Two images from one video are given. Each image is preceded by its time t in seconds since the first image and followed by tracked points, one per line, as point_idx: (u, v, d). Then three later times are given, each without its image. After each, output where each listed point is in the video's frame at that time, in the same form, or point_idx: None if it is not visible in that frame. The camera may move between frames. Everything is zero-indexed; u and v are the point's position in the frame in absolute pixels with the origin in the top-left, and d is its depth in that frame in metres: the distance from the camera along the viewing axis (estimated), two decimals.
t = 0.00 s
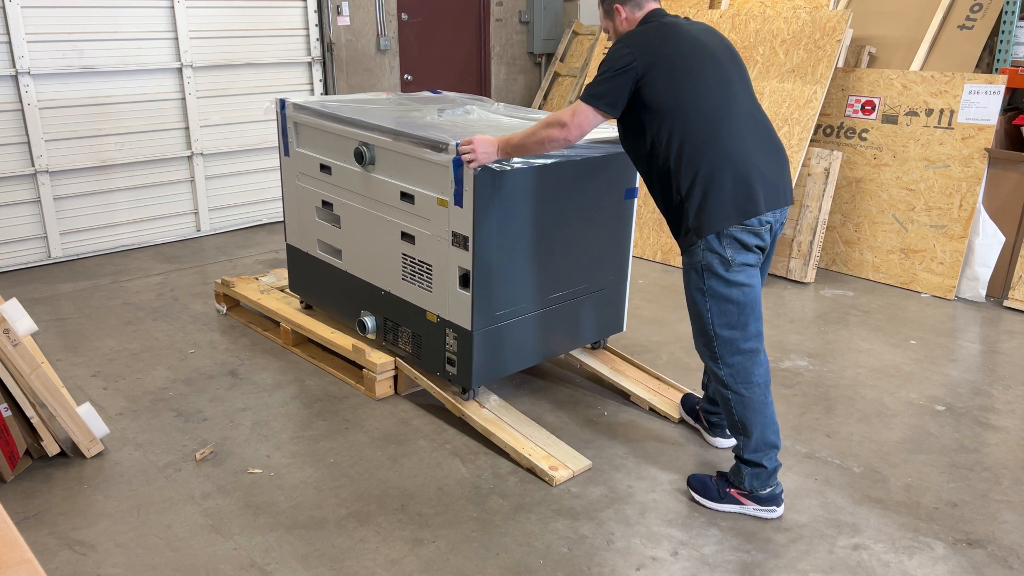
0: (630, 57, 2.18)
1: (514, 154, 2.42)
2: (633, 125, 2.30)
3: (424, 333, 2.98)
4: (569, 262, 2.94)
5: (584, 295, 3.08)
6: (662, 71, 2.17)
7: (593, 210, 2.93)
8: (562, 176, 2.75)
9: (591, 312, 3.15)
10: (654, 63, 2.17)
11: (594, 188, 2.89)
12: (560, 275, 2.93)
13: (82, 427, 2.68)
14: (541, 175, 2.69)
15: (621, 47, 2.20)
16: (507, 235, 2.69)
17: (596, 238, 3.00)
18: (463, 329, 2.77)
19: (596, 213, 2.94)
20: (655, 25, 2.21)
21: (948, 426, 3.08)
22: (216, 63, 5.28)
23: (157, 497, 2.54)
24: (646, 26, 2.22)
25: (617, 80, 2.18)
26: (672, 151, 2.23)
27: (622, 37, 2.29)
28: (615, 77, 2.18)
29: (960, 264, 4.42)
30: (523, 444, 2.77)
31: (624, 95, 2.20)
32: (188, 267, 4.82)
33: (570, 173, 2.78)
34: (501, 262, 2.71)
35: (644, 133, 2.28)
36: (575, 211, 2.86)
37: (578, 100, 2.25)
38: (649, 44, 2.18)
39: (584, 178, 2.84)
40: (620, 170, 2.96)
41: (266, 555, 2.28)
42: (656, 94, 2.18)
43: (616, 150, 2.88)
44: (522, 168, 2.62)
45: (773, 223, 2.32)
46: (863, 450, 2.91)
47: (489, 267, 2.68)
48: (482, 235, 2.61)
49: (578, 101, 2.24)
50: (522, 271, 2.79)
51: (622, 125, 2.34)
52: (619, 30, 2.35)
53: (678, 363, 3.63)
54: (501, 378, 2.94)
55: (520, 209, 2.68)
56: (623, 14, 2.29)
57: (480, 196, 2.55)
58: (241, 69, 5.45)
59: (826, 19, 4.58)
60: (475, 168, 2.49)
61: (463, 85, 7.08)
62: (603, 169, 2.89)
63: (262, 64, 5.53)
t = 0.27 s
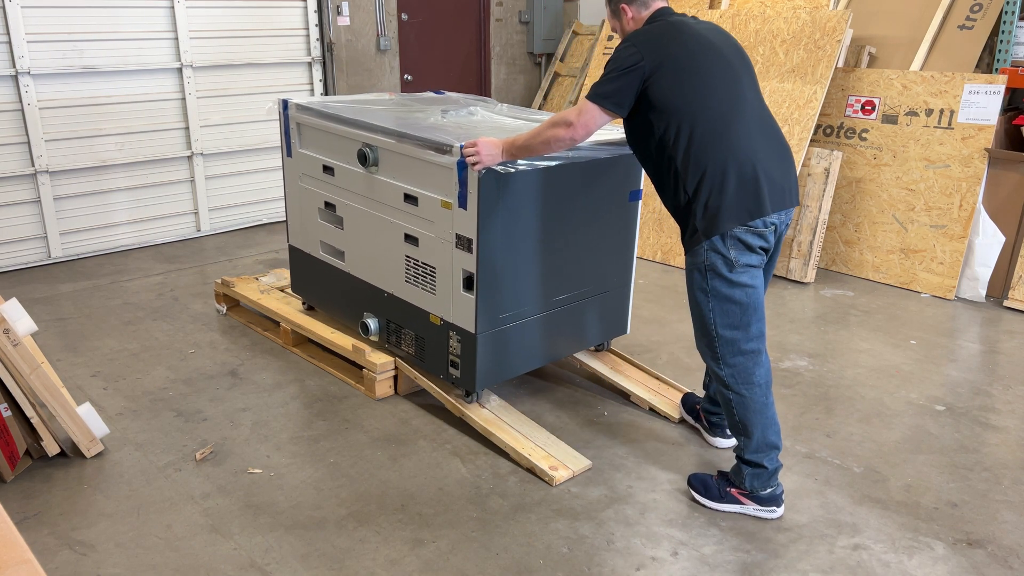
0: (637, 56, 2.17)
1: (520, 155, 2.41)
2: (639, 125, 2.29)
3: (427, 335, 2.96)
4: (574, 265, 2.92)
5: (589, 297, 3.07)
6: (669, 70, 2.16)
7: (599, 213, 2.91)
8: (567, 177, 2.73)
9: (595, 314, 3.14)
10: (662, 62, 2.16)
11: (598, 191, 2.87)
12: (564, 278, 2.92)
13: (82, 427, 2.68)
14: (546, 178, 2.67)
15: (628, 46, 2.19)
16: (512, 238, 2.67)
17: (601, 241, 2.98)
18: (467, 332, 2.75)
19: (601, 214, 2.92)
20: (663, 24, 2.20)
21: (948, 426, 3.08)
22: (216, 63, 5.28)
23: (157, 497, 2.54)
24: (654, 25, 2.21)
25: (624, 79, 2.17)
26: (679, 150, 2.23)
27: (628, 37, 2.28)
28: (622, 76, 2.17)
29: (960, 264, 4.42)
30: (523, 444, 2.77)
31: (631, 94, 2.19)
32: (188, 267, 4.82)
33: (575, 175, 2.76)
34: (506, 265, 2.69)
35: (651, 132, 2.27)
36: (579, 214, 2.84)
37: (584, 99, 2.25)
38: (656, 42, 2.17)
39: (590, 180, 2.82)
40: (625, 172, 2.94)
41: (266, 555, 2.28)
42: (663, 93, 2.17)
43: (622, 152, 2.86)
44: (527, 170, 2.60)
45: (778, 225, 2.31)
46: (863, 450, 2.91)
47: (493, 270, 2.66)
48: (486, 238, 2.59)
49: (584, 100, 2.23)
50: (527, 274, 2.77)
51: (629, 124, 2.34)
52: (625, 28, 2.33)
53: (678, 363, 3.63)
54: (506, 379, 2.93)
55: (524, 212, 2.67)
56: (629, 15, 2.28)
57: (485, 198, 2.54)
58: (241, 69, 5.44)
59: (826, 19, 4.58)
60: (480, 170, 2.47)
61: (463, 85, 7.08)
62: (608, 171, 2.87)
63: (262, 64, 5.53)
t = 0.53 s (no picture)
0: (643, 55, 2.16)
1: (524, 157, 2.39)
2: (643, 123, 2.29)
3: (431, 338, 2.94)
4: (578, 267, 2.90)
5: (594, 299, 3.05)
6: (674, 68, 2.15)
7: (603, 215, 2.89)
8: (572, 179, 2.71)
9: (600, 317, 3.12)
10: (667, 61, 2.15)
11: (603, 193, 2.86)
12: (569, 281, 2.90)
13: (82, 427, 2.68)
14: (551, 180, 2.65)
15: (634, 44, 2.19)
16: (516, 240, 2.65)
17: (605, 244, 2.96)
18: (471, 335, 2.73)
19: (606, 216, 2.90)
20: (669, 22, 2.19)
21: (948, 426, 3.08)
22: (216, 63, 5.28)
23: (157, 497, 2.54)
24: (659, 23, 2.20)
25: (629, 78, 2.17)
26: (682, 149, 2.23)
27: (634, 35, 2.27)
28: (627, 74, 2.17)
29: (960, 264, 4.42)
30: (523, 445, 2.77)
31: (636, 93, 2.19)
32: (188, 267, 4.82)
33: (580, 177, 2.74)
34: (510, 267, 2.67)
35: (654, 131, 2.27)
36: (584, 216, 2.82)
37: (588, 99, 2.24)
38: (661, 41, 2.16)
39: (594, 182, 2.80)
40: (630, 174, 2.92)
41: (266, 555, 2.28)
42: (667, 93, 2.17)
43: (628, 153, 2.84)
44: (533, 172, 2.58)
45: (779, 227, 2.31)
46: (863, 450, 2.91)
47: (498, 272, 2.65)
48: (490, 240, 2.57)
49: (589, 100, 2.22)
50: (531, 276, 2.76)
51: (633, 123, 2.34)
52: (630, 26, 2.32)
53: (678, 363, 3.63)
54: (509, 381, 2.92)
55: (529, 214, 2.65)
56: (635, 12, 2.26)
57: (490, 200, 2.52)
58: (241, 69, 5.44)
59: (826, 19, 4.58)
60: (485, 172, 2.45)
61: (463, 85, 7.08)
62: (613, 172, 2.85)
63: (262, 64, 5.53)
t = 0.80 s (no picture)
0: (648, 54, 2.17)
1: (530, 159, 2.39)
2: (647, 123, 2.29)
3: (434, 340, 2.93)
4: (581, 269, 2.90)
5: (597, 301, 3.04)
6: (679, 68, 2.15)
7: (606, 217, 2.88)
8: (576, 181, 2.71)
9: (603, 318, 3.11)
10: (672, 60, 2.16)
11: (606, 195, 2.85)
12: (572, 283, 2.89)
13: (82, 427, 2.68)
14: (555, 182, 2.65)
15: (640, 44, 2.19)
16: (520, 242, 2.65)
17: (608, 246, 2.95)
18: (475, 338, 2.73)
19: (610, 217, 2.90)
20: (675, 21, 2.19)
21: (948, 426, 3.08)
22: (216, 63, 5.28)
23: (157, 497, 2.54)
24: (665, 22, 2.20)
25: (634, 77, 2.17)
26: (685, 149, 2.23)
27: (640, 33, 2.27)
28: (633, 74, 2.17)
29: (960, 264, 4.42)
30: (523, 445, 2.77)
31: (641, 93, 2.19)
32: (188, 267, 4.82)
33: (584, 178, 2.73)
34: (514, 269, 2.67)
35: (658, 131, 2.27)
36: (587, 218, 2.81)
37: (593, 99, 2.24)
38: (667, 40, 2.17)
39: (598, 184, 2.79)
40: (634, 175, 2.91)
41: (266, 555, 2.28)
42: (672, 92, 2.17)
43: (632, 154, 2.84)
44: (537, 174, 2.58)
45: (780, 228, 2.31)
46: (863, 450, 2.91)
47: (501, 274, 2.64)
48: (494, 242, 2.57)
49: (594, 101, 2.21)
50: (534, 278, 2.75)
51: (638, 122, 2.33)
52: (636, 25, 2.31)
53: (678, 363, 3.63)
54: (512, 383, 2.91)
55: (532, 216, 2.64)
56: (641, 8, 2.26)
57: (494, 202, 2.51)
58: (242, 69, 5.44)
59: (826, 19, 4.59)
60: (489, 175, 2.45)
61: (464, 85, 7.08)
62: (617, 173, 2.84)
63: (262, 64, 5.53)
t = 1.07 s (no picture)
0: (652, 54, 2.16)
1: (532, 160, 2.38)
2: (650, 123, 2.28)
3: (437, 341, 2.93)
4: (584, 271, 2.90)
5: (600, 303, 3.04)
6: (682, 68, 2.14)
7: (609, 219, 2.88)
8: (579, 183, 2.70)
9: (606, 320, 3.11)
10: (675, 61, 2.15)
11: (609, 197, 2.84)
12: (575, 285, 2.89)
13: (82, 427, 2.68)
14: (559, 184, 2.65)
15: (643, 44, 2.18)
16: (523, 244, 2.65)
17: (611, 248, 2.95)
18: (478, 340, 2.73)
19: (613, 220, 2.90)
20: (678, 21, 2.18)
21: (948, 426, 3.08)
22: (217, 63, 5.28)
23: (157, 497, 2.54)
24: (669, 22, 2.19)
25: (638, 78, 2.17)
26: (689, 149, 2.22)
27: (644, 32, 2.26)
28: (637, 74, 2.16)
29: (960, 264, 4.42)
30: (524, 445, 2.77)
31: (644, 93, 2.18)
32: (188, 267, 4.82)
33: (587, 180, 2.73)
34: (517, 271, 2.67)
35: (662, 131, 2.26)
36: (590, 220, 2.81)
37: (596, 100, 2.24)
38: (671, 40, 2.16)
39: (602, 186, 2.79)
40: (637, 177, 2.90)
41: (266, 555, 2.28)
42: (675, 92, 2.16)
43: (636, 156, 2.83)
44: (540, 176, 2.58)
45: (784, 231, 2.30)
46: (863, 449, 2.91)
47: (504, 277, 2.64)
48: (498, 244, 2.57)
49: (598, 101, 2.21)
50: (537, 280, 2.75)
51: (641, 123, 2.33)
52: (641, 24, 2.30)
53: (678, 363, 3.63)
54: (516, 385, 2.91)
55: (536, 218, 2.64)
56: (646, 7, 2.25)
57: (497, 205, 2.51)
58: (242, 69, 5.44)
59: (826, 19, 4.59)
60: (493, 177, 2.45)
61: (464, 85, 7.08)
62: (620, 175, 2.84)
63: (262, 64, 5.53)
